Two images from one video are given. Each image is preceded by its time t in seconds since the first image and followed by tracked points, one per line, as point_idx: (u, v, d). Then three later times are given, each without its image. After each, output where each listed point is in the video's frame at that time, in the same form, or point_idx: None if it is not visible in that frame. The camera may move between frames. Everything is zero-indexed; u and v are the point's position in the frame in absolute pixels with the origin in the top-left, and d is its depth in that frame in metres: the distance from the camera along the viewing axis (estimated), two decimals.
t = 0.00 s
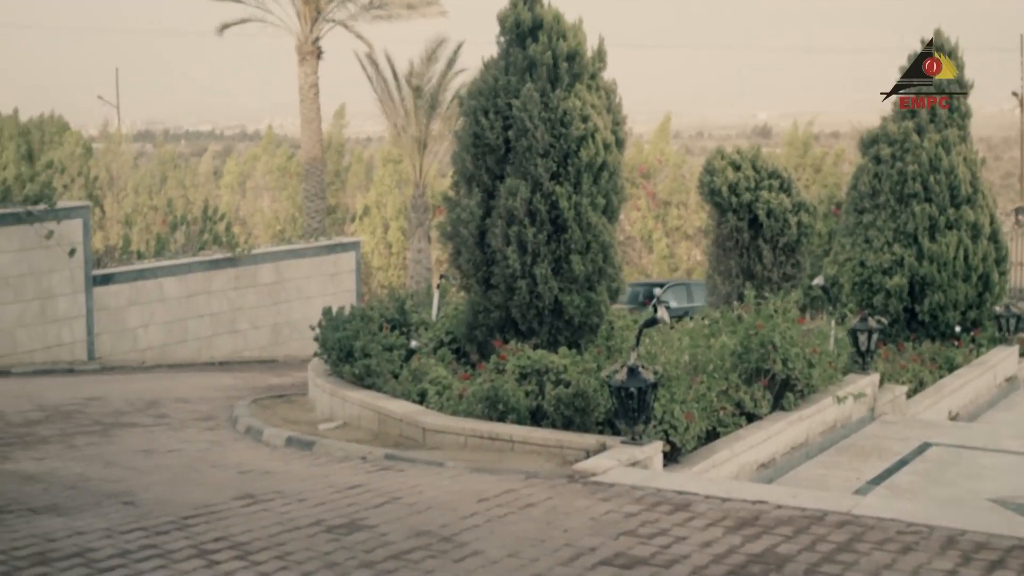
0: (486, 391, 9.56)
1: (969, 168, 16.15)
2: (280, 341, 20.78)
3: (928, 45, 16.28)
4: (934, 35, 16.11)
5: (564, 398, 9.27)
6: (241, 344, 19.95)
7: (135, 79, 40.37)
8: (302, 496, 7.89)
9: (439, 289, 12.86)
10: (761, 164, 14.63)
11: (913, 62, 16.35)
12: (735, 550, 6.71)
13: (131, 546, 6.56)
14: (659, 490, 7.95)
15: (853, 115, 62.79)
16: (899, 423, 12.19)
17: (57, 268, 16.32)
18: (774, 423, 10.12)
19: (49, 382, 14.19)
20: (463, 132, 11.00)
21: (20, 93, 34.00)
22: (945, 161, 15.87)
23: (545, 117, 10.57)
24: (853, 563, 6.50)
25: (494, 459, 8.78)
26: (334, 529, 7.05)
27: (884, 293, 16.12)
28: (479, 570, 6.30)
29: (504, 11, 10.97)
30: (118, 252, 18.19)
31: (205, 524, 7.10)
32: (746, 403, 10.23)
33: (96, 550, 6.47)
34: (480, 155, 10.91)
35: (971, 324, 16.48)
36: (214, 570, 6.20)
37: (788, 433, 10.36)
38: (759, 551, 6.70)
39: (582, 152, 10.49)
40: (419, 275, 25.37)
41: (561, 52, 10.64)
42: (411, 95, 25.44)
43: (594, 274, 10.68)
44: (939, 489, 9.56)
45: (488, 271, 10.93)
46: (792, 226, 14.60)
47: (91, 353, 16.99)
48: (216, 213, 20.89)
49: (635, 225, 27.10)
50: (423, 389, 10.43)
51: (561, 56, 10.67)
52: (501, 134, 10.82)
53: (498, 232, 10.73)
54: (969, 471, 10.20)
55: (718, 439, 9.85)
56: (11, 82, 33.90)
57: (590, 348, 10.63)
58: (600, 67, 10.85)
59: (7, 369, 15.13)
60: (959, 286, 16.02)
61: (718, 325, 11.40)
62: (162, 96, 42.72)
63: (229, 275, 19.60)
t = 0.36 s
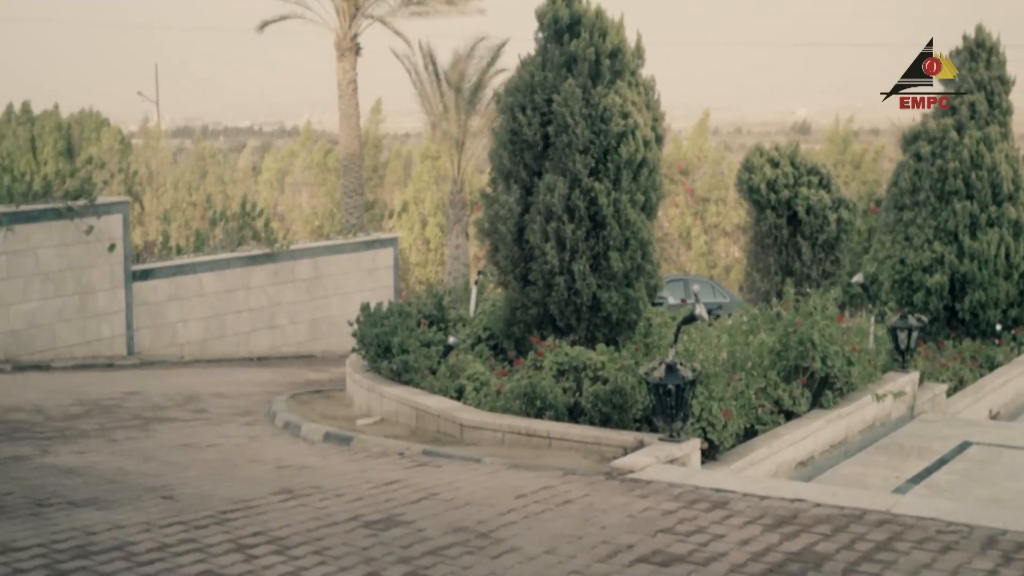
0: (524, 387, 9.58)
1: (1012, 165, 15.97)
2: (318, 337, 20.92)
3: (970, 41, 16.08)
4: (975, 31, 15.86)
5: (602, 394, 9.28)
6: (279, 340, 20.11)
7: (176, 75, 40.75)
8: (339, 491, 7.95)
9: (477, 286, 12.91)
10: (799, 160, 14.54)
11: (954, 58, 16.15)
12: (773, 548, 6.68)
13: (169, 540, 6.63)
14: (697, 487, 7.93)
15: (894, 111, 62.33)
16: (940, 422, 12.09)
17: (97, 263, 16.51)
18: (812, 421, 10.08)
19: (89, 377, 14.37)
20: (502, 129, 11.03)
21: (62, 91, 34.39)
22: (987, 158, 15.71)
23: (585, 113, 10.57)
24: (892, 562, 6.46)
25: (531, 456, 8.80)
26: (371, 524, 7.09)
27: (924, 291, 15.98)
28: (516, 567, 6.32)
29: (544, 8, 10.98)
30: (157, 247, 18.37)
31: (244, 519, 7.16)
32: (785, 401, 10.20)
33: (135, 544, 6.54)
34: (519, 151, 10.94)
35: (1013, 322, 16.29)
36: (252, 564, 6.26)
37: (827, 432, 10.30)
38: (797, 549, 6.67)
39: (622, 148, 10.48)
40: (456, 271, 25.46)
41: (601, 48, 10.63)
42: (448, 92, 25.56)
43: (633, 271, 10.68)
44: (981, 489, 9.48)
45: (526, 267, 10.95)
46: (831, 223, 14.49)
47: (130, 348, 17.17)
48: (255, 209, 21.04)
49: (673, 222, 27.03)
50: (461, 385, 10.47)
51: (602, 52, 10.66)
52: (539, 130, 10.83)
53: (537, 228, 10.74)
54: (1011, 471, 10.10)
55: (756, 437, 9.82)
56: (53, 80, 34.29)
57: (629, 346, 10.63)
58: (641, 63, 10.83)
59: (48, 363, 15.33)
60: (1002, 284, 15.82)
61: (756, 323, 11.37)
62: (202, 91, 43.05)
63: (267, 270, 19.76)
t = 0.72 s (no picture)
0: (559, 385, 9.61)
1: None
2: (354, 335, 21.03)
3: (1008, 39, 15.95)
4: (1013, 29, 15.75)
5: (637, 393, 9.30)
6: (314, 337, 20.25)
7: (212, 73, 41.07)
8: (374, 488, 8.00)
9: (512, 284, 12.95)
10: (834, 158, 14.45)
11: (993, 56, 16.07)
12: (808, 548, 6.67)
13: (205, 536, 6.70)
14: (732, 487, 7.92)
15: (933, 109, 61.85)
16: (977, 423, 12.00)
17: (134, 259, 16.69)
18: (848, 421, 10.03)
19: (125, 373, 14.53)
20: (536, 127, 11.05)
21: (99, 88, 34.74)
22: None
23: (620, 111, 10.57)
24: (929, 562, 6.43)
25: (566, 454, 8.81)
26: (405, 522, 7.14)
27: (961, 291, 15.86)
28: (549, 565, 6.34)
29: (578, 5, 11.00)
30: (193, 244, 18.53)
31: (279, 515, 7.22)
32: (820, 401, 10.16)
33: (171, 539, 6.62)
34: (554, 149, 10.96)
35: None
36: (286, 561, 6.31)
37: (863, 431, 10.25)
38: (833, 549, 6.65)
39: (657, 146, 10.47)
40: (491, 269, 25.52)
41: (636, 45, 10.62)
42: (484, 91, 25.67)
43: (667, 269, 10.67)
44: (1019, 490, 9.40)
45: (560, 265, 10.96)
46: (867, 222, 14.38)
47: (166, 344, 17.35)
48: (291, 207, 21.18)
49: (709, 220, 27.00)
50: (495, 383, 10.51)
51: (636, 50, 10.66)
52: (574, 128, 10.83)
53: (571, 227, 10.75)
54: None
55: (792, 436, 9.79)
56: (91, 77, 34.65)
57: (664, 344, 10.63)
58: (675, 61, 10.82)
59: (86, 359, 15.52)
60: None
61: (792, 322, 11.33)
62: (238, 88, 43.38)
63: (303, 268, 19.89)
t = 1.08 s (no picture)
0: (585, 385, 9.62)
1: None
2: (380, 334, 21.09)
3: None
4: None
5: (663, 393, 9.30)
6: (341, 336, 20.33)
7: (239, 73, 41.26)
8: (400, 487, 8.04)
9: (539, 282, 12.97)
10: (862, 158, 14.36)
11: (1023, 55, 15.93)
12: (835, 549, 6.65)
13: (231, 535, 6.75)
14: (758, 487, 7.91)
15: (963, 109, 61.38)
16: (1005, 424, 11.92)
17: (161, 258, 16.81)
18: (876, 422, 9.99)
19: (153, 372, 14.62)
20: (562, 126, 11.06)
21: (127, 87, 34.94)
22: None
23: (646, 110, 10.57)
24: (957, 564, 6.40)
25: (592, 454, 8.82)
26: (431, 521, 7.16)
27: (990, 291, 15.77)
28: (575, 565, 6.35)
29: (604, 5, 11.00)
30: (221, 244, 18.65)
31: (305, 514, 7.27)
32: (848, 402, 10.12)
33: (198, 537, 6.68)
34: (580, 149, 10.97)
35: None
36: (313, 559, 6.35)
37: (890, 432, 10.20)
38: (860, 551, 6.64)
39: (683, 146, 10.46)
40: (518, 269, 25.53)
41: (662, 45, 10.61)
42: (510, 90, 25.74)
43: (694, 269, 10.67)
44: None
45: (587, 266, 10.96)
46: (895, 222, 14.30)
47: (193, 343, 17.45)
48: (317, 206, 21.26)
49: (735, 220, 26.93)
50: (522, 383, 10.53)
51: (662, 49, 10.65)
52: (600, 127, 10.83)
53: (598, 227, 10.76)
54: None
55: (819, 437, 9.76)
56: (119, 77, 34.86)
57: (691, 345, 10.62)
58: (701, 60, 10.81)
59: (113, 358, 15.65)
60: None
61: (818, 323, 11.31)
62: (265, 88, 43.54)
63: (329, 267, 19.97)
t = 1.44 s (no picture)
0: (608, 385, 9.63)
1: None
2: (403, 332, 21.14)
3: None
4: None
5: (686, 393, 9.30)
6: (364, 335, 20.38)
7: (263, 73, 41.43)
8: (422, 486, 8.07)
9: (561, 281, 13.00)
10: (888, 158, 14.27)
11: None
12: (857, 550, 6.65)
13: (254, 533, 6.80)
14: (781, 488, 7.90)
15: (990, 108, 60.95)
16: None
17: (185, 257, 16.92)
18: (898, 422, 9.95)
19: (177, 370, 14.71)
20: (588, 125, 11.07)
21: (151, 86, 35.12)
22: None
23: (672, 110, 10.57)
24: (980, 565, 6.38)
25: (614, 454, 8.83)
26: (454, 520, 7.19)
27: (1015, 292, 15.69)
28: (597, 565, 6.36)
29: (632, 4, 11.00)
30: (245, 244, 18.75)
31: (328, 513, 7.31)
32: (871, 402, 10.10)
33: (221, 536, 6.73)
34: (605, 148, 10.98)
35: None
36: (335, 558, 6.39)
37: (913, 433, 10.17)
38: (883, 551, 6.63)
39: (708, 146, 10.46)
40: (540, 268, 25.55)
41: (689, 45, 10.61)
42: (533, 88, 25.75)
43: (717, 269, 10.66)
44: None
45: (610, 265, 10.97)
46: (920, 222, 14.23)
47: (216, 342, 17.55)
48: (340, 205, 21.33)
49: (758, 221, 26.86)
50: (544, 383, 10.55)
51: (689, 49, 10.65)
52: (625, 127, 10.84)
53: (621, 226, 10.77)
54: None
55: (841, 437, 9.74)
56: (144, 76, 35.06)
57: (713, 345, 10.61)
58: (728, 60, 10.80)
59: (136, 356, 15.75)
60: None
61: (841, 323, 11.28)
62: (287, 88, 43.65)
63: (352, 266, 20.03)
